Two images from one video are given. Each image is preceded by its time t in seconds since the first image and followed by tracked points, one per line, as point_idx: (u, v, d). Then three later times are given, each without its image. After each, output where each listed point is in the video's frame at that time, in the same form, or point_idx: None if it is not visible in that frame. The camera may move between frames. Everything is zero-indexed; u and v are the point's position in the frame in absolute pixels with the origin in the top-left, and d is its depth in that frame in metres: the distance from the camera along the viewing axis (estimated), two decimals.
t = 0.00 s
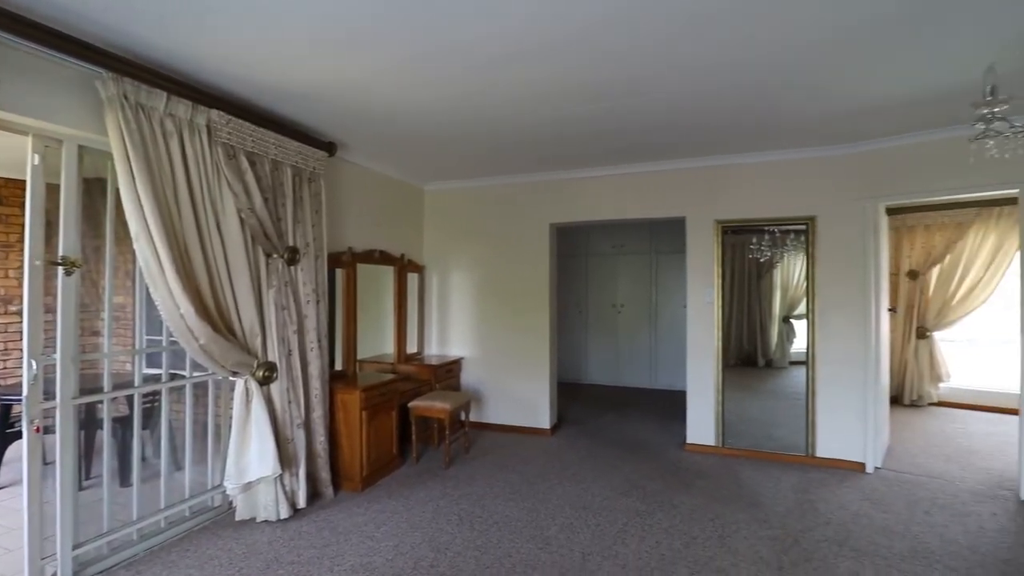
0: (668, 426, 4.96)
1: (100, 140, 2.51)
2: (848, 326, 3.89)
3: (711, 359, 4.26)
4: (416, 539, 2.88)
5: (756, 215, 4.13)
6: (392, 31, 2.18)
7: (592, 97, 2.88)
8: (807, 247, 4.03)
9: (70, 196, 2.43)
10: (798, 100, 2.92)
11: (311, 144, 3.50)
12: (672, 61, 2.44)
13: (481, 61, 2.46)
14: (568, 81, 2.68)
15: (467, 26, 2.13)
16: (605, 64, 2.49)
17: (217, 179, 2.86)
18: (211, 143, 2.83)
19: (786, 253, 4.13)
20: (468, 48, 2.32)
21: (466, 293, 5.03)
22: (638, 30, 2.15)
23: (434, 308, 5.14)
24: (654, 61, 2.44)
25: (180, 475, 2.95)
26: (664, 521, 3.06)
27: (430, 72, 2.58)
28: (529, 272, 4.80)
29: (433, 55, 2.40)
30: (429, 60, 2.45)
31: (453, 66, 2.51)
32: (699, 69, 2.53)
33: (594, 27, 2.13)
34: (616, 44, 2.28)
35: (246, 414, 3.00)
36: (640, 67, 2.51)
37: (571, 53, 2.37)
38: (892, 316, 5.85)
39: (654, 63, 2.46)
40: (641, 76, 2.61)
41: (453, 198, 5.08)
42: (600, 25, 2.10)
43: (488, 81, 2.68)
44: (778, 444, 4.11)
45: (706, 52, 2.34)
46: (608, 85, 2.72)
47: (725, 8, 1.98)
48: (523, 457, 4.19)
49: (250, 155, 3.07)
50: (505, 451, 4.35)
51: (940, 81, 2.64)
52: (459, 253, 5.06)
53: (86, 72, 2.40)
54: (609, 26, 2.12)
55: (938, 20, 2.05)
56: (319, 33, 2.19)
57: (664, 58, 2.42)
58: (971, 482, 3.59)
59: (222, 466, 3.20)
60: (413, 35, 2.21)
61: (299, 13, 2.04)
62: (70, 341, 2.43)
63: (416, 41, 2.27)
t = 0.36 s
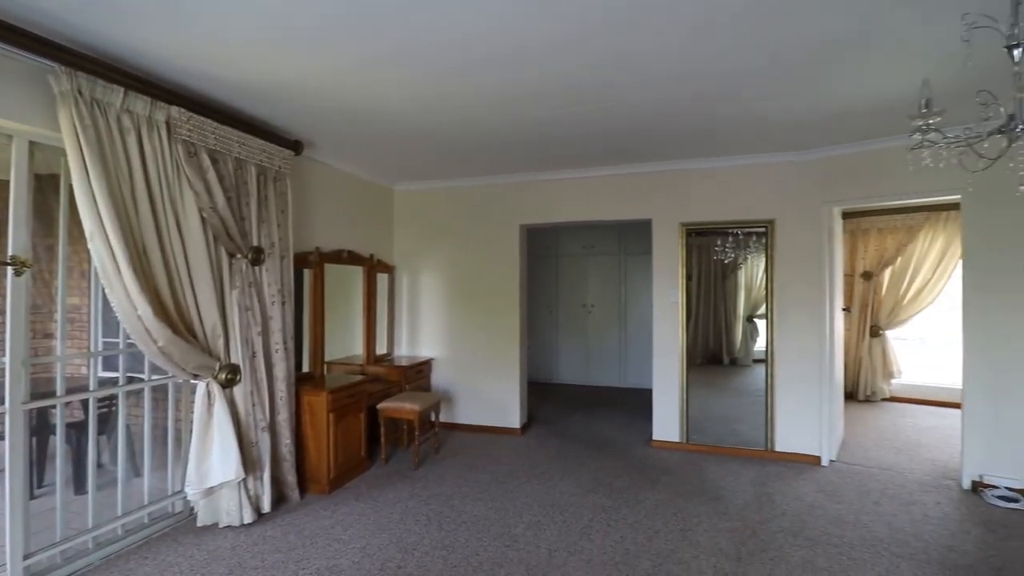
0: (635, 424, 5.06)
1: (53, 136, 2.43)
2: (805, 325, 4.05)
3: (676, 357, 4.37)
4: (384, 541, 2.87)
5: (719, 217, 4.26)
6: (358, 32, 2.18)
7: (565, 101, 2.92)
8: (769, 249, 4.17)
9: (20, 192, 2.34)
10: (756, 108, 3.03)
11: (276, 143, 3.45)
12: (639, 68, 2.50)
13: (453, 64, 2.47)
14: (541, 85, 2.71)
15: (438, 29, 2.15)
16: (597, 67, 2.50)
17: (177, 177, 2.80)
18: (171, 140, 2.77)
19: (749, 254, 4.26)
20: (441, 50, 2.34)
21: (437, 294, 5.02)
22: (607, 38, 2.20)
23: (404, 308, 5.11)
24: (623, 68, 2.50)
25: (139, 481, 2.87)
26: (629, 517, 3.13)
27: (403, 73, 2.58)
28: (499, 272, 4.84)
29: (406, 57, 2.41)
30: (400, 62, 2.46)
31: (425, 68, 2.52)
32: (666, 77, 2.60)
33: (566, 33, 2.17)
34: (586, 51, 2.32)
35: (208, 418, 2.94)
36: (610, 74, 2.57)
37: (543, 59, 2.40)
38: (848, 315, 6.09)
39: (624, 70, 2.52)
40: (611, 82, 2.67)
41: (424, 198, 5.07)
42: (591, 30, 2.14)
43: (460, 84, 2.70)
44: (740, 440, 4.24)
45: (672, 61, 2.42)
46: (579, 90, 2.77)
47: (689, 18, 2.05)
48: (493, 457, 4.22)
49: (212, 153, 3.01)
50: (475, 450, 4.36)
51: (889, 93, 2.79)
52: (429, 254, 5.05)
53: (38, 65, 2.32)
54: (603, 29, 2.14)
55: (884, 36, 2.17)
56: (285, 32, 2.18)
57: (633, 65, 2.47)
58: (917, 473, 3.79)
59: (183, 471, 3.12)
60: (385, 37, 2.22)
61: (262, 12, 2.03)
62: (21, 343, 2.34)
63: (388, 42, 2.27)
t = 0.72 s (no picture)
0: (604, 423, 5.13)
1: None
2: (766, 325, 4.18)
3: (643, 357, 4.46)
4: (350, 546, 2.84)
5: (685, 220, 4.36)
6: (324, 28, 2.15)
7: (531, 104, 2.94)
8: (732, 252, 4.28)
9: None
10: (718, 115, 3.12)
11: (239, 140, 3.36)
12: (607, 73, 2.54)
13: (420, 64, 2.47)
14: (508, 87, 2.72)
15: (405, 29, 2.14)
16: (600, 67, 2.48)
17: (133, 174, 2.70)
18: (126, 136, 2.67)
19: (714, 256, 4.37)
20: (407, 50, 2.32)
21: (406, 294, 4.98)
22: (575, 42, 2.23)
23: (373, 310, 5.06)
24: (591, 73, 2.53)
25: (91, 491, 2.76)
26: (597, 514, 3.18)
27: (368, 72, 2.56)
28: (470, 272, 4.83)
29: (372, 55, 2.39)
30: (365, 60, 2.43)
31: (391, 67, 2.50)
32: (633, 82, 2.64)
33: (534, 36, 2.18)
34: (555, 54, 2.34)
35: (166, 424, 2.85)
36: (578, 78, 2.60)
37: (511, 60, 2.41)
38: (808, 315, 6.32)
39: (591, 74, 2.55)
40: (579, 86, 2.70)
41: (393, 199, 5.02)
42: (581, 31, 2.13)
43: (427, 83, 2.69)
44: (705, 437, 4.36)
45: (638, 67, 2.46)
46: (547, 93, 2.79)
47: (656, 26, 2.09)
48: (463, 458, 4.21)
49: (170, 151, 2.92)
50: (445, 452, 4.35)
51: (844, 103, 2.91)
52: (398, 254, 5.01)
53: None
54: (603, 29, 2.12)
55: (838, 50, 2.27)
56: (247, 27, 2.13)
57: (600, 70, 2.51)
58: (870, 466, 3.96)
59: (139, 480, 3.01)
60: (350, 34, 2.19)
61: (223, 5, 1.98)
62: None
63: (353, 40, 2.24)
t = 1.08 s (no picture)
0: (569, 422, 5.18)
1: None
2: (724, 324, 4.31)
3: (607, 356, 4.54)
4: (310, 553, 2.77)
5: (647, 221, 4.45)
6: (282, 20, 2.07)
7: (496, 103, 2.94)
8: (692, 253, 4.39)
9: None
10: (679, 119, 3.20)
11: (193, 134, 3.21)
12: (573, 75, 2.57)
13: (384, 60, 2.42)
14: (474, 87, 2.71)
15: (368, 24, 2.09)
16: (566, 68, 2.49)
17: (75, 168, 2.54)
18: (68, 127, 2.50)
19: (676, 257, 4.47)
20: (370, 45, 2.28)
21: (370, 295, 4.90)
22: (541, 43, 2.24)
23: (335, 310, 4.94)
24: (557, 74, 2.55)
25: (29, 504, 2.60)
26: (562, 513, 3.21)
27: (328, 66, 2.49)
28: (435, 272, 4.78)
29: (334, 51, 2.33)
30: (327, 55, 2.37)
31: (352, 62, 2.44)
32: (598, 85, 2.67)
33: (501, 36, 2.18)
34: (520, 54, 2.35)
35: (112, 432, 2.70)
36: (543, 79, 2.62)
37: (476, 59, 2.40)
38: (763, 314, 6.56)
39: (557, 75, 2.57)
40: (545, 88, 2.72)
41: (357, 197, 4.92)
42: (547, 31, 2.14)
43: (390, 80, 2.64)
44: (666, 434, 4.46)
45: (603, 69, 2.49)
46: (513, 94, 2.80)
47: (621, 30, 2.12)
48: (428, 460, 4.17)
49: (117, 143, 2.76)
50: (409, 454, 4.30)
51: (798, 111, 3.04)
52: (362, 253, 4.91)
53: None
54: (579, 31, 2.14)
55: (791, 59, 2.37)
56: (201, 15, 2.04)
57: (567, 72, 2.53)
58: (820, 458, 4.15)
59: (82, 491, 2.85)
60: (309, 26, 2.12)
61: None
62: None
63: (312, 33, 2.17)
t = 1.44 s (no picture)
0: (529, 421, 5.21)
1: None
2: (678, 323, 4.45)
3: (566, 355, 4.60)
4: (262, 563, 2.67)
5: (606, 222, 4.54)
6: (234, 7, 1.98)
7: (459, 101, 2.92)
8: (649, 253, 4.51)
9: None
10: (636, 123, 3.28)
11: (134, 124, 3.03)
12: (536, 76, 2.58)
13: (341, 54, 2.36)
14: (436, 84, 2.69)
15: (326, 15, 2.04)
16: (527, 69, 2.51)
17: None
18: None
19: (633, 257, 4.58)
20: (328, 37, 2.22)
21: (326, 294, 4.76)
22: (507, 43, 2.24)
23: (289, 310, 4.79)
24: (521, 74, 2.56)
25: None
26: (522, 511, 3.23)
27: (287, 58, 2.41)
28: (394, 272, 4.70)
29: (289, 42, 2.25)
30: (281, 46, 2.29)
31: (309, 54, 2.37)
32: (560, 86, 2.70)
33: (466, 34, 2.18)
34: (486, 53, 2.34)
35: (43, 441, 2.52)
36: (507, 79, 2.62)
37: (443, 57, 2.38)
38: (715, 312, 6.81)
39: (521, 76, 2.58)
40: (508, 87, 2.72)
41: (312, 194, 4.78)
42: (508, 31, 2.14)
43: (351, 74, 2.58)
44: (623, 430, 4.56)
45: (565, 71, 2.52)
46: (476, 92, 2.79)
47: (582, 32, 2.16)
48: (387, 462, 4.10)
49: (48, 132, 2.56)
50: (367, 457, 4.21)
51: (749, 118, 3.17)
52: (317, 252, 4.77)
53: None
54: (540, 32, 2.15)
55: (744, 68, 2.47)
56: None
57: (529, 72, 2.54)
58: (768, 450, 4.34)
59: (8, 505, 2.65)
60: (263, 15, 2.04)
61: None
62: None
63: (265, 22, 2.09)
